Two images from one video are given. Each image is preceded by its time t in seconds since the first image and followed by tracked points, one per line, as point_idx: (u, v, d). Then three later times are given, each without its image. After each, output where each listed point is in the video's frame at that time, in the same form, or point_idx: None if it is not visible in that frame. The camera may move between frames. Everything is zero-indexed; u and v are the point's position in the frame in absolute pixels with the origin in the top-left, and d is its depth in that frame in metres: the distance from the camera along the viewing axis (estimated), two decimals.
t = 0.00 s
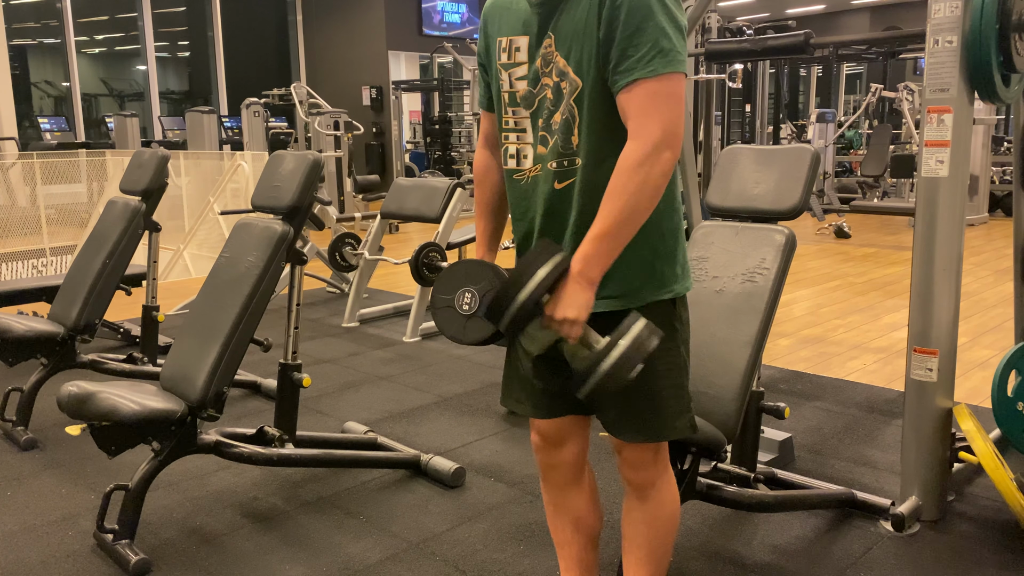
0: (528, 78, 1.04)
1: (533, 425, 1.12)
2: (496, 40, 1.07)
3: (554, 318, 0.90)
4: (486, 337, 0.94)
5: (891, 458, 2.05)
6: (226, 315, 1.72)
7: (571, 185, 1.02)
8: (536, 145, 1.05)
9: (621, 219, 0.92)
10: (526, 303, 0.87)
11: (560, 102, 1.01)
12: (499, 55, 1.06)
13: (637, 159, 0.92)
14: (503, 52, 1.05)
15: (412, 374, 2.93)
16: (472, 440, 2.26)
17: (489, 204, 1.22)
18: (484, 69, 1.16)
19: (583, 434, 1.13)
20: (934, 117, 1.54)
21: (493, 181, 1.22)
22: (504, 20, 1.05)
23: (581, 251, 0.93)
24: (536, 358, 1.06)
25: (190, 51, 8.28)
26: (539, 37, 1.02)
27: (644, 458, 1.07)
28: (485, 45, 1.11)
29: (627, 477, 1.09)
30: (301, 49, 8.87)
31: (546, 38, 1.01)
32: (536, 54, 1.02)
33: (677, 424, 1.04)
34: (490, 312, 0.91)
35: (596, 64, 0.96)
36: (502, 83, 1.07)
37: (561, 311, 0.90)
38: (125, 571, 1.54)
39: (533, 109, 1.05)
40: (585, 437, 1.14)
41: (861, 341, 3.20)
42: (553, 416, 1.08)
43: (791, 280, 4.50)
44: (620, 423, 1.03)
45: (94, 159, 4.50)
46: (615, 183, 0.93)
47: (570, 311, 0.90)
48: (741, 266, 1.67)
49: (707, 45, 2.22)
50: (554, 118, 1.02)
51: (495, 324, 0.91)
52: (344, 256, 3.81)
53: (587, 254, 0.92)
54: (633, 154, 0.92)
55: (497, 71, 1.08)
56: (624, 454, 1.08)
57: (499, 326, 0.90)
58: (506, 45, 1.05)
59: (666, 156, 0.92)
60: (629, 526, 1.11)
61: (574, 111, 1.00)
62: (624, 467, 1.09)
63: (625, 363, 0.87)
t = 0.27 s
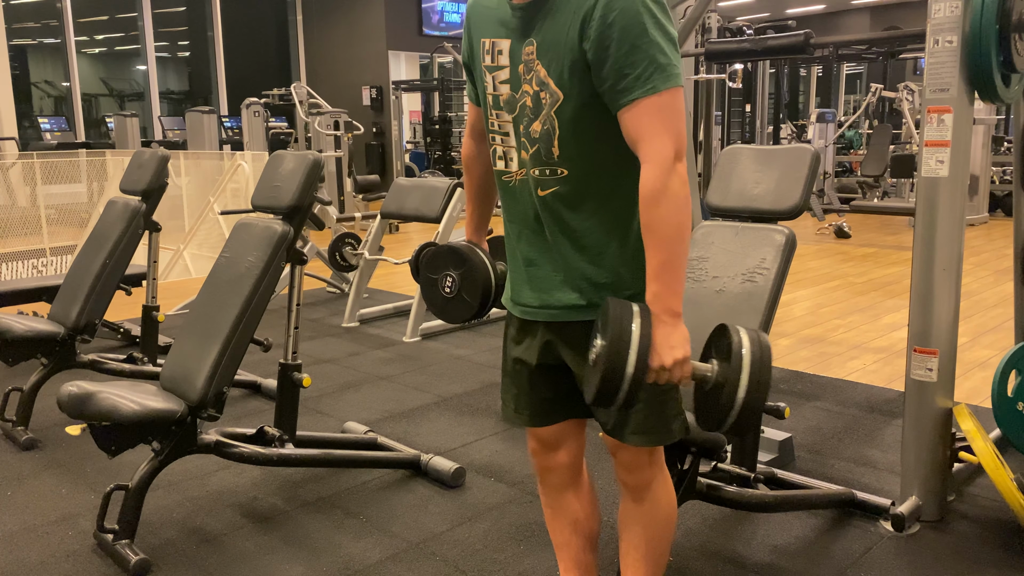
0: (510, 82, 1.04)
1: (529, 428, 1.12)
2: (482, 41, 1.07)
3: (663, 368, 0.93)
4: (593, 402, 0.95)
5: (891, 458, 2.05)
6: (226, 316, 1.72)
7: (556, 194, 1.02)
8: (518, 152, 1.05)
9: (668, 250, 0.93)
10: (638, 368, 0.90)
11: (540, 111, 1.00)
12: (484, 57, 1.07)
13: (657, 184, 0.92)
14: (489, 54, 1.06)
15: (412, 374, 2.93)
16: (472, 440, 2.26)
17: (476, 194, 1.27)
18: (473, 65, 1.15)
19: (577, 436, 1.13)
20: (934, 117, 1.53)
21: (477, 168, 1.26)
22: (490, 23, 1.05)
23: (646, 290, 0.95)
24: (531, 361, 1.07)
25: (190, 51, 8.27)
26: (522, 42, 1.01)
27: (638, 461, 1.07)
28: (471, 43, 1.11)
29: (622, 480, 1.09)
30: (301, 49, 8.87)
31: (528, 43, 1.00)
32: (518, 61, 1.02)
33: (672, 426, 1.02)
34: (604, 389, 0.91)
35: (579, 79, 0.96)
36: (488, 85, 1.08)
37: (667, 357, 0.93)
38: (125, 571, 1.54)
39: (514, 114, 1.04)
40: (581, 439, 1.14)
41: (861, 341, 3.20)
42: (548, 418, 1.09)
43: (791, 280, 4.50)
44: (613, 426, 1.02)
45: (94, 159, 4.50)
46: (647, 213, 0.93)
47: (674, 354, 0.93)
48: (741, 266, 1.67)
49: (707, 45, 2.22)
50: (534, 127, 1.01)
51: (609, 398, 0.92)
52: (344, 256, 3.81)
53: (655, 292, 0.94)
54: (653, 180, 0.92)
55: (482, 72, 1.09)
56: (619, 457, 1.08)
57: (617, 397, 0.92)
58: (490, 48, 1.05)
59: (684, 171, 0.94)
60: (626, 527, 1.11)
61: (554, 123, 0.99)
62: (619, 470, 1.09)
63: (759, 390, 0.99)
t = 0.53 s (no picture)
0: (512, 87, 1.03)
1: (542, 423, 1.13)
2: (482, 45, 1.07)
3: (712, 377, 0.96)
4: (651, 426, 0.96)
5: (891, 458, 2.05)
6: (225, 316, 1.72)
7: (561, 200, 1.01)
8: (519, 155, 1.05)
9: (698, 258, 0.93)
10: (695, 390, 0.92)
11: (543, 118, 1.00)
12: (484, 61, 1.06)
13: (679, 195, 0.92)
14: (489, 59, 1.05)
15: (412, 374, 2.93)
16: (472, 440, 2.26)
17: (473, 190, 1.28)
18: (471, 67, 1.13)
19: (591, 434, 1.14)
20: (934, 117, 1.53)
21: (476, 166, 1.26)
22: (492, 27, 1.05)
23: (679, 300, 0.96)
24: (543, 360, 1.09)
25: (190, 51, 8.27)
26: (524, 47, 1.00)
27: (643, 462, 1.07)
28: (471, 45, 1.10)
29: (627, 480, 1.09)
30: (301, 49, 8.86)
31: (531, 48, 0.99)
32: (521, 66, 1.01)
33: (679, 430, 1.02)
34: (666, 415, 0.93)
35: (587, 86, 0.95)
36: (487, 90, 1.07)
37: (717, 364, 0.96)
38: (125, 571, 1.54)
39: (517, 119, 1.04)
40: (593, 437, 1.15)
41: (861, 341, 3.20)
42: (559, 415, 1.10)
43: (791, 280, 4.50)
44: (621, 426, 1.03)
45: (94, 159, 4.50)
46: (671, 223, 0.93)
47: (720, 361, 0.96)
48: (742, 265, 1.68)
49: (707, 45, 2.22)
50: (537, 133, 1.01)
51: (670, 421, 0.94)
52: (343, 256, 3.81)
53: (690, 303, 0.94)
54: (674, 190, 0.92)
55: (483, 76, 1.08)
56: (622, 459, 1.09)
57: (678, 419, 0.93)
58: (491, 52, 1.04)
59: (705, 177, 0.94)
60: (629, 527, 1.11)
61: (557, 129, 0.98)
62: (624, 470, 1.09)
63: (805, 379, 1.09)
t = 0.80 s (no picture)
0: (531, 82, 1.03)
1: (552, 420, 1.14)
2: (502, 38, 1.06)
3: (683, 376, 0.96)
4: (617, 411, 0.97)
5: (891, 458, 2.05)
6: (225, 316, 1.72)
7: (571, 197, 1.02)
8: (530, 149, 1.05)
9: (689, 264, 0.95)
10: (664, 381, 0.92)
11: (559, 116, 1.00)
12: (504, 54, 1.06)
13: (679, 202, 0.93)
14: (509, 52, 1.05)
15: (412, 374, 2.93)
16: (472, 440, 2.26)
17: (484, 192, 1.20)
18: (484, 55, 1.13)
19: (603, 431, 1.15)
20: (934, 117, 1.53)
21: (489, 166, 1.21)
22: (515, 20, 1.05)
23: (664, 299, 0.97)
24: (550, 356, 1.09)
25: (190, 51, 8.28)
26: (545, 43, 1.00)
27: (650, 460, 1.07)
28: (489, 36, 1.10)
29: (633, 479, 1.09)
30: (301, 49, 8.87)
31: (550, 47, 0.99)
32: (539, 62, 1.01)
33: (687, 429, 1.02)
34: (633, 402, 0.93)
35: (604, 86, 0.95)
36: (505, 83, 1.07)
37: (689, 362, 0.96)
38: (125, 571, 1.54)
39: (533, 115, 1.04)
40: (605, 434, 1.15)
41: (861, 341, 3.20)
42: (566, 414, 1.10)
43: (791, 280, 4.50)
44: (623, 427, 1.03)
45: (94, 159, 4.50)
46: (667, 228, 0.94)
47: (692, 361, 0.96)
48: (742, 265, 1.68)
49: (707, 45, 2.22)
50: (553, 130, 1.01)
51: (635, 409, 0.94)
52: (344, 256, 3.82)
53: (673, 304, 0.95)
54: (674, 197, 0.93)
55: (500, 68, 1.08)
56: (632, 459, 1.08)
57: (644, 408, 0.94)
58: (512, 46, 1.04)
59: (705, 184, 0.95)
60: (631, 525, 1.11)
61: (573, 128, 0.99)
62: (629, 468, 1.09)
63: (771, 389, 1.03)
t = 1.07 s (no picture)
0: (532, 57, 1.02)
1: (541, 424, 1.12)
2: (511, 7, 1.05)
3: (644, 365, 0.97)
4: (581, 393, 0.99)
5: (891, 458, 2.05)
6: (225, 316, 1.72)
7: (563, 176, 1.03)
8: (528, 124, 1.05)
9: (662, 258, 0.95)
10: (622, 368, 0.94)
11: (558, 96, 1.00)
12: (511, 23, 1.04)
13: (657, 199, 0.94)
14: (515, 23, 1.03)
15: (412, 374, 2.93)
16: (472, 439, 2.26)
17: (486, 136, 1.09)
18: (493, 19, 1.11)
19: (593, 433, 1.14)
20: (934, 117, 1.53)
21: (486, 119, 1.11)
22: None
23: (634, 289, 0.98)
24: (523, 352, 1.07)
25: (190, 51, 8.28)
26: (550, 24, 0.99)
27: (648, 458, 1.07)
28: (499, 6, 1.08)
29: (629, 478, 1.09)
30: (301, 49, 8.87)
31: (554, 29, 0.98)
32: (542, 40, 1.00)
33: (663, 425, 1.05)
34: (593, 381, 0.95)
35: (601, 73, 0.95)
36: (512, 50, 1.04)
37: (650, 351, 0.97)
38: (124, 571, 1.54)
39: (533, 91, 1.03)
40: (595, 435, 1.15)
41: (861, 341, 3.20)
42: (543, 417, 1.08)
43: (791, 280, 4.50)
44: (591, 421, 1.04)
45: (94, 159, 4.50)
46: (644, 222, 0.95)
47: (655, 352, 0.97)
48: (742, 265, 1.67)
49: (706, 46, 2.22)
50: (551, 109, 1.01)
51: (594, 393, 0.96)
52: (344, 256, 3.82)
53: (643, 295, 0.97)
54: (653, 194, 0.94)
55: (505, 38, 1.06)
56: (625, 457, 1.07)
57: (603, 392, 0.96)
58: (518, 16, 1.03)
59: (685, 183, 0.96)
60: (628, 526, 1.11)
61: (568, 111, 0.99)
62: (626, 468, 1.08)
63: (728, 378, 0.98)
